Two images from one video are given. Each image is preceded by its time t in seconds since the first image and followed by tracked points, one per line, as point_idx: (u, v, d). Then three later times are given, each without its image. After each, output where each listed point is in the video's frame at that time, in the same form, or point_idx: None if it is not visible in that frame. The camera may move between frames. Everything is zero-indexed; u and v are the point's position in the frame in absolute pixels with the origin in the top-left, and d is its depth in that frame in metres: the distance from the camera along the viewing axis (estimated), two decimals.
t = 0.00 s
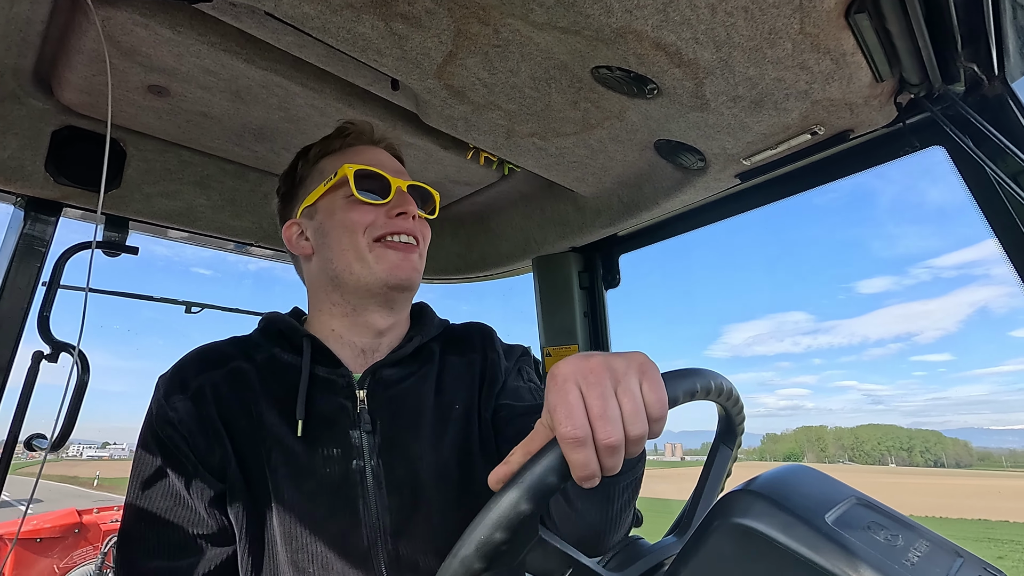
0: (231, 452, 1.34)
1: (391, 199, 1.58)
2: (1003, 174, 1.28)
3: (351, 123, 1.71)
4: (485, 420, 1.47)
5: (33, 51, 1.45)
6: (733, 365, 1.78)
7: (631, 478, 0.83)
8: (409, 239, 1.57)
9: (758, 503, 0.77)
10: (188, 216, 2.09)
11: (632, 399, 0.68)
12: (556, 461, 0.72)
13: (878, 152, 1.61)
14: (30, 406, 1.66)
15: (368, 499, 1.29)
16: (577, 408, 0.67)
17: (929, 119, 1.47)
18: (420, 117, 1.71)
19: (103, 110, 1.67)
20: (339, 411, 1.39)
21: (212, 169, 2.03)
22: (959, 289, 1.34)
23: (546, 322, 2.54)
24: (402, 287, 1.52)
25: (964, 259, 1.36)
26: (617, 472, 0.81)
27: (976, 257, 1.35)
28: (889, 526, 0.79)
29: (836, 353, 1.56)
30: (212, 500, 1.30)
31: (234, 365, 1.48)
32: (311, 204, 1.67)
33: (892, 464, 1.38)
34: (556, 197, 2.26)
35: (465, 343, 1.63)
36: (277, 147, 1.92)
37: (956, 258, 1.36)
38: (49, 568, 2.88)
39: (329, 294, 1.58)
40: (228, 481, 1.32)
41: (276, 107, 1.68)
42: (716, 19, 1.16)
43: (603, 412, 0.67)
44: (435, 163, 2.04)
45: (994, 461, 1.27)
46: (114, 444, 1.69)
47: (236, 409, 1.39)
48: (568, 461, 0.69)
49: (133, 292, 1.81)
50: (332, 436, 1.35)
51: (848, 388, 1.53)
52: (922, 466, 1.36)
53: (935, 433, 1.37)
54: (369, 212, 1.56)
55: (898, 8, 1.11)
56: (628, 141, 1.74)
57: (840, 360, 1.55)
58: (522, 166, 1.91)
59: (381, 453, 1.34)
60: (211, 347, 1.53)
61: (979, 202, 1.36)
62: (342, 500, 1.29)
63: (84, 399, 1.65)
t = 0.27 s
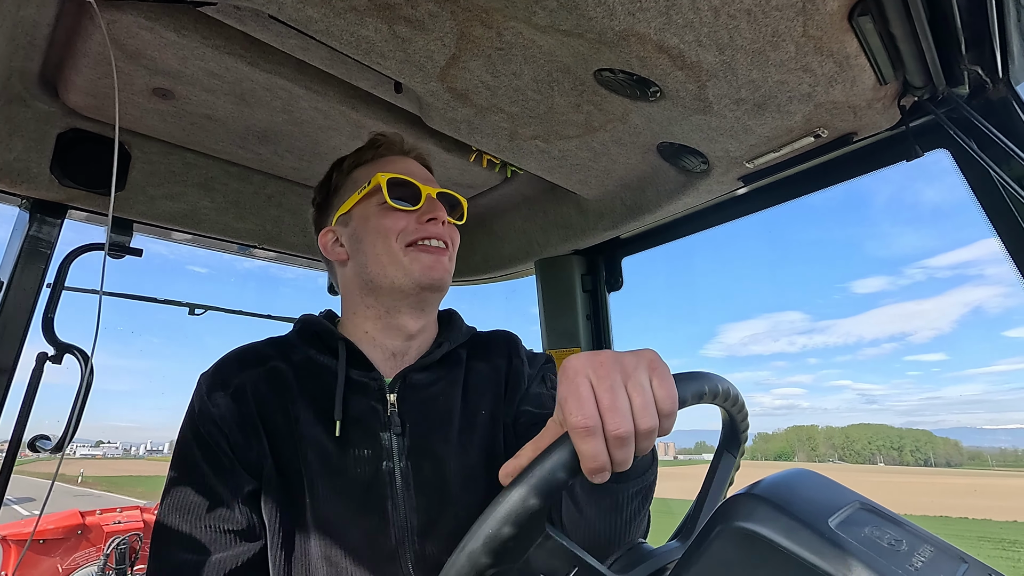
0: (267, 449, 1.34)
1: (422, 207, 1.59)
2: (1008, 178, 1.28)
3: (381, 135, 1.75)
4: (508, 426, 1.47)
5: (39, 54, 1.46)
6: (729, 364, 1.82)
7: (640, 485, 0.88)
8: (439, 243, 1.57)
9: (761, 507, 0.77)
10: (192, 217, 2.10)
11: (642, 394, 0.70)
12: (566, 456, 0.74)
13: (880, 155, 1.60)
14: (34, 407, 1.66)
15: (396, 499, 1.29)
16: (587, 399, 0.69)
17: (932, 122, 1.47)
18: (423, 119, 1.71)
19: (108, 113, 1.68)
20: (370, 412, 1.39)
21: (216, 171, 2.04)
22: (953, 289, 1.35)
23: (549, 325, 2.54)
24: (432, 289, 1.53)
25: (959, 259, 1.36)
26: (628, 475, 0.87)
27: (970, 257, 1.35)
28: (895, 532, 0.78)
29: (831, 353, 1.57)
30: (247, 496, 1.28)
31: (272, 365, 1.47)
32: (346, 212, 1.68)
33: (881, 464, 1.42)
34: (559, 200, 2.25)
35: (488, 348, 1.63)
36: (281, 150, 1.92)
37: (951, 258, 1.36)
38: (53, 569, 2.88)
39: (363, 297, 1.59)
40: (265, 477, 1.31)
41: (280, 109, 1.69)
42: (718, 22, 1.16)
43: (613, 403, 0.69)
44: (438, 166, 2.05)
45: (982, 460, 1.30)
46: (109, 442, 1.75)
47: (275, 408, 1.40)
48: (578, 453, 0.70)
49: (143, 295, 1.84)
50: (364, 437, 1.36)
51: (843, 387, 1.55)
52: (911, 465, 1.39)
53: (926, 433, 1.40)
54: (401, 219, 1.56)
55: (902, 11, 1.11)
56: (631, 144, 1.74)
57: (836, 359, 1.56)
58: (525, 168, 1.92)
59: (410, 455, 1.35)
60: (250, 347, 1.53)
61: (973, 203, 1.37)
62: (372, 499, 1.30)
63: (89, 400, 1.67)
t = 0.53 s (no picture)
0: (278, 450, 1.35)
1: (439, 212, 1.60)
2: (1013, 179, 1.27)
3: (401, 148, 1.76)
4: (515, 427, 1.49)
5: (47, 55, 1.47)
6: (723, 363, 1.81)
7: (650, 483, 0.93)
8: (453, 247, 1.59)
9: (765, 510, 0.77)
10: (197, 218, 2.10)
11: (692, 374, 0.79)
12: (618, 424, 0.79)
13: (884, 159, 1.61)
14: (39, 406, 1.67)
15: (409, 494, 1.29)
16: (646, 369, 0.78)
17: (938, 124, 1.46)
18: (428, 120, 1.71)
19: (115, 114, 1.69)
20: (385, 410, 1.38)
21: (221, 172, 2.04)
22: (944, 289, 1.34)
23: (552, 326, 2.54)
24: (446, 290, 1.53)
25: (951, 260, 1.35)
26: (642, 471, 0.92)
27: (962, 259, 1.34)
28: (899, 535, 0.78)
29: (824, 353, 1.57)
30: (250, 500, 1.31)
31: (287, 367, 1.47)
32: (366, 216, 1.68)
33: (869, 463, 1.43)
34: (563, 202, 2.25)
35: (501, 354, 1.63)
36: (286, 150, 1.93)
37: (943, 259, 1.35)
38: (57, 567, 2.89)
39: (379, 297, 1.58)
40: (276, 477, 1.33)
41: (285, 110, 1.69)
42: (724, 24, 1.16)
43: (668, 375, 0.77)
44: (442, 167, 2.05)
45: (968, 459, 1.32)
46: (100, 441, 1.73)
47: (291, 409, 1.40)
48: (632, 418, 0.78)
49: (153, 295, 1.86)
50: (380, 431, 1.36)
51: (836, 387, 1.55)
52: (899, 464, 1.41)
53: (915, 433, 1.41)
54: (420, 222, 1.57)
55: (908, 13, 1.11)
56: (635, 145, 1.74)
57: (828, 359, 1.56)
58: (529, 169, 1.92)
59: (422, 450, 1.35)
60: (265, 351, 1.53)
61: (966, 205, 1.38)
62: (386, 492, 1.29)
63: (94, 398, 1.66)
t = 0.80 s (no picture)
0: (263, 449, 1.38)
1: (424, 210, 1.60)
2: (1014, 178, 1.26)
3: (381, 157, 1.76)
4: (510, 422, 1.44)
5: (47, 54, 1.47)
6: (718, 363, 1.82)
7: (650, 481, 0.93)
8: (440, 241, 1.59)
9: (765, 509, 0.77)
10: (198, 217, 2.11)
11: (695, 372, 0.79)
12: (620, 422, 0.80)
13: (886, 156, 1.61)
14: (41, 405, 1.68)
15: (398, 488, 1.29)
16: (646, 366, 0.78)
17: (939, 123, 1.45)
18: (428, 119, 1.71)
19: (115, 113, 1.69)
20: (373, 407, 1.38)
21: (221, 170, 2.04)
22: (936, 291, 1.35)
23: (553, 325, 2.54)
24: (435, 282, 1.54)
25: (943, 261, 1.35)
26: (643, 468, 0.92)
27: (954, 260, 1.34)
28: (899, 533, 0.78)
29: (818, 353, 1.59)
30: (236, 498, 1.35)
31: (276, 368, 1.50)
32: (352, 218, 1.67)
33: (856, 463, 1.43)
34: (563, 200, 2.25)
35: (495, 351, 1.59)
36: (286, 149, 1.93)
37: (935, 260, 1.36)
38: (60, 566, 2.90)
39: (368, 297, 1.58)
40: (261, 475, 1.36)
41: (285, 109, 1.69)
42: (724, 22, 1.16)
43: (670, 371, 0.77)
44: (442, 166, 2.05)
45: (956, 459, 1.32)
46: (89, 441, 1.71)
47: (279, 409, 1.42)
48: (634, 415, 0.78)
49: (155, 295, 1.86)
50: (367, 429, 1.36)
51: (829, 387, 1.56)
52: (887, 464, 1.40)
53: (904, 432, 1.42)
54: (406, 220, 1.57)
55: (908, 10, 1.10)
56: (635, 144, 1.73)
57: (822, 360, 1.58)
58: (529, 168, 1.92)
59: (410, 444, 1.34)
60: (261, 354, 1.56)
61: (956, 206, 1.38)
62: (375, 489, 1.29)
63: (95, 397, 1.65)
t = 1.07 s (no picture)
0: (256, 449, 1.37)
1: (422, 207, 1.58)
2: (1014, 176, 1.26)
3: (379, 153, 1.75)
4: (508, 425, 1.44)
5: (46, 51, 1.47)
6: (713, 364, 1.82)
7: (659, 483, 0.92)
8: (439, 241, 1.58)
9: (765, 507, 0.77)
10: (198, 215, 2.11)
11: (709, 365, 0.79)
12: (636, 410, 0.79)
13: (886, 156, 1.59)
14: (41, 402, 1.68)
15: (388, 493, 1.29)
16: (663, 355, 0.78)
17: (940, 121, 1.46)
18: (428, 117, 1.71)
19: (115, 111, 1.69)
20: (366, 409, 1.39)
21: (222, 169, 2.04)
22: (929, 293, 1.35)
23: (552, 324, 2.55)
24: (435, 279, 1.54)
25: (935, 264, 1.36)
26: (654, 470, 0.91)
27: (946, 262, 1.33)
28: (898, 532, 0.78)
29: (812, 354, 1.59)
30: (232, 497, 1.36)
31: (270, 368, 1.49)
32: (347, 217, 1.67)
33: (845, 463, 1.41)
34: (563, 198, 2.25)
35: (494, 354, 1.60)
36: (286, 148, 1.93)
37: (928, 262, 1.36)
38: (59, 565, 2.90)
39: (364, 295, 1.58)
40: (253, 476, 1.35)
41: (285, 108, 1.69)
42: (725, 21, 1.16)
43: (686, 361, 0.78)
44: (443, 164, 2.05)
45: (949, 460, 1.32)
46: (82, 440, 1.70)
47: (272, 410, 1.42)
48: (651, 405, 0.78)
49: (151, 292, 1.86)
50: (359, 432, 1.36)
51: (823, 388, 1.56)
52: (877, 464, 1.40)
53: (892, 433, 1.44)
54: (403, 218, 1.56)
55: (909, 9, 1.10)
56: (635, 142, 1.73)
57: (816, 361, 1.58)
58: (529, 167, 1.91)
59: (402, 448, 1.35)
60: (253, 354, 1.56)
61: (949, 208, 1.38)
62: (366, 492, 1.30)
63: (95, 396, 1.67)
